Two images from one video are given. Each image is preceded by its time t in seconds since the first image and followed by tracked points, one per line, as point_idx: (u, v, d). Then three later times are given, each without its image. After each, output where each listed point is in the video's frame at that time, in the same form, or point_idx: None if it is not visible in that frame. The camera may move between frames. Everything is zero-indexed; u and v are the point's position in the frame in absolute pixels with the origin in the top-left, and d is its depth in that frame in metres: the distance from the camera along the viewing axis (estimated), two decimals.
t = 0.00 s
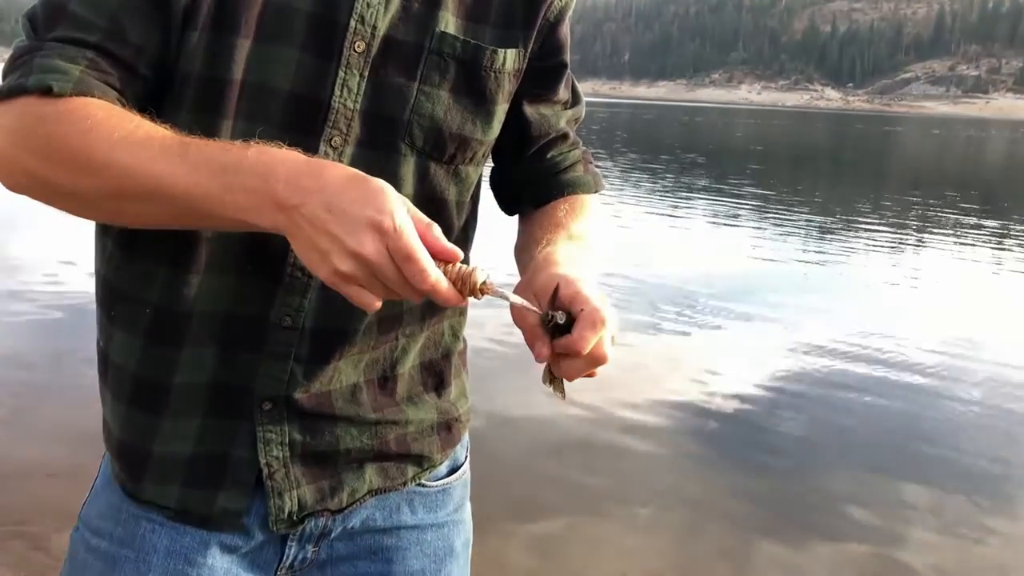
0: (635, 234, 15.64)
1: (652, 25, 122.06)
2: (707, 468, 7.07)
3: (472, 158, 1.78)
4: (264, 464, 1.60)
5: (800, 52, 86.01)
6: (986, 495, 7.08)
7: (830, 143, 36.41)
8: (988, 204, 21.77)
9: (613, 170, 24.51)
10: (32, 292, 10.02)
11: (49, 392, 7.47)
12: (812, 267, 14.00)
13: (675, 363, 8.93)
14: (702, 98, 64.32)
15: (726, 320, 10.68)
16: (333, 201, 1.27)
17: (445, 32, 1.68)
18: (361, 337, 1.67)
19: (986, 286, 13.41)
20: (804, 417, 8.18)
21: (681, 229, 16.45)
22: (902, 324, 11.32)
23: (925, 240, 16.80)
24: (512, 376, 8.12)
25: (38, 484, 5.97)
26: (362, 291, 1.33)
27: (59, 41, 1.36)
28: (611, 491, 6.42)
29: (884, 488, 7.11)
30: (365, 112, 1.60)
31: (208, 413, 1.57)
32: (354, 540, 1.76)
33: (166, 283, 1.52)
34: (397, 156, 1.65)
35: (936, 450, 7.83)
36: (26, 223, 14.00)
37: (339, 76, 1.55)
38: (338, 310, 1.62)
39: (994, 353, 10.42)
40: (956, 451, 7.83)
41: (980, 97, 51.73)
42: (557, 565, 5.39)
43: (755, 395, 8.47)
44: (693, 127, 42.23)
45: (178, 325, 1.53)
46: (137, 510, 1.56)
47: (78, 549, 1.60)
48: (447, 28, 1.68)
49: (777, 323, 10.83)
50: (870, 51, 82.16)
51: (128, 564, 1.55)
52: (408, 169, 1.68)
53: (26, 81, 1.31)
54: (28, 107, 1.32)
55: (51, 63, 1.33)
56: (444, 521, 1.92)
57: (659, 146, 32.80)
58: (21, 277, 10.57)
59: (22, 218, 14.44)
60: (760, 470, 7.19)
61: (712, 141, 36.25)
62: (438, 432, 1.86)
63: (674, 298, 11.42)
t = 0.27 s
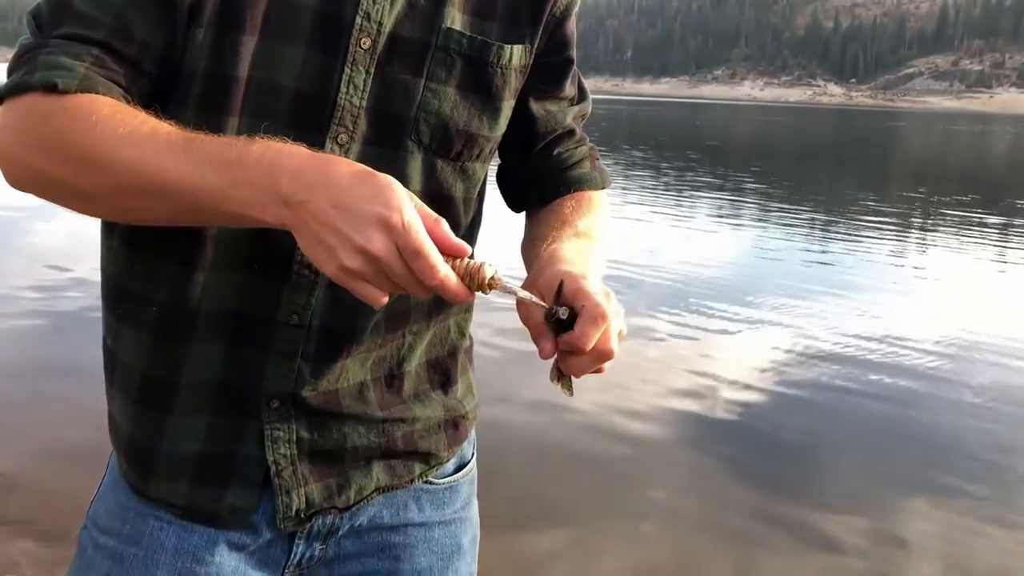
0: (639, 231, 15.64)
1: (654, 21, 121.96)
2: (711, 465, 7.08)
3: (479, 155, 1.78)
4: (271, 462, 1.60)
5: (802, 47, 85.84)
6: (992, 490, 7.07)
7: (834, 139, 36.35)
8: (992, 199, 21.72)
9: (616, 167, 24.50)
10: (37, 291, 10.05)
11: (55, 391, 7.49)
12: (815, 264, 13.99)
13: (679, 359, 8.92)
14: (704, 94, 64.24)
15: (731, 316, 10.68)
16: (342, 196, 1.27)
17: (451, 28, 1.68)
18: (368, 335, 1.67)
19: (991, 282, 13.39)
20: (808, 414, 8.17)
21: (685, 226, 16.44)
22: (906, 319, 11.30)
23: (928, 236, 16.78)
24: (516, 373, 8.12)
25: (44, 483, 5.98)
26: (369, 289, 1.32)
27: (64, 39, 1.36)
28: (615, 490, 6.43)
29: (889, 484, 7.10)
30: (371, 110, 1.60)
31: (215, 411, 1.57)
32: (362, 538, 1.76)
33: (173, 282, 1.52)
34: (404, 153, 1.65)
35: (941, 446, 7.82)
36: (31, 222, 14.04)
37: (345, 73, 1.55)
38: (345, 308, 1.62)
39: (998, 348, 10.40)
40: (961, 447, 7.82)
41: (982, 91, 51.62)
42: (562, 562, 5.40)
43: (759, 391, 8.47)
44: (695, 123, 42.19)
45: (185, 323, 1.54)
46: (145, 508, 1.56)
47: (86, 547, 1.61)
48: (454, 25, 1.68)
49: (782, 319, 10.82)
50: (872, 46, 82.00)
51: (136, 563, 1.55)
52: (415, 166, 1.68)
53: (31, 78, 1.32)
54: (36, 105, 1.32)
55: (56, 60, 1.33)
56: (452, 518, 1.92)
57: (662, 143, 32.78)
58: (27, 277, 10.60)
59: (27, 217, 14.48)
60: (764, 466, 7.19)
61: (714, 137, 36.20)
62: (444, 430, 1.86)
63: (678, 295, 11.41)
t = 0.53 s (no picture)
0: (641, 229, 15.64)
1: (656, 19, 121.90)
2: (714, 465, 7.08)
3: (485, 153, 1.77)
4: (277, 460, 1.59)
5: (804, 45, 85.74)
6: (995, 489, 7.07)
7: (836, 137, 36.33)
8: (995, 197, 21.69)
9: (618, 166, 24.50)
10: (41, 292, 10.06)
11: (59, 393, 7.51)
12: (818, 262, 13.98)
13: (681, 358, 8.92)
14: (706, 91, 64.18)
15: (734, 315, 10.67)
16: (354, 192, 1.27)
17: (457, 25, 1.67)
18: (375, 334, 1.67)
19: (994, 280, 13.37)
20: (811, 414, 8.17)
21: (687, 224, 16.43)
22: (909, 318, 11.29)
23: (931, 234, 16.76)
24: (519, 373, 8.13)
25: (48, 483, 6.00)
26: (379, 287, 1.33)
27: (70, 36, 1.36)
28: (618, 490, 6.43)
29: (893, 483, 7.10)
30: (377, 108, 1.60)
31: (221, 410, 1.57)
32: (368, 537, 1.76)
33: (178, 281, 1.51)
34: (410, 151, 1.65)
35: (944, 445, 7.82)
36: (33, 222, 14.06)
37: (350, 70, 1.54)
38: (350, 307, 1.62)
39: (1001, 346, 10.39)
40: (965, 446, 7.82)
41: (985, 89, 51.54)
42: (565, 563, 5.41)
43: (762, 390, 8.47)
44: (696, 122, 42.17)
45: (191, 322, 1.53)
46: (150, 508, 1.56)
47: (92, 547, 1.61)
48: (459, 22, 1.68)
49: (784, 318, 10.82)
50: (874, 43, 81.86)
51: (142, 562, 1.55)
52: (421, 164, 1.67)
53: (38, 75, 1.31)
54: (45, 102, 1.32)
55: (62, 57, 1.32)
56: (458, 517, 1.92)
57: (664, 141, 32.78)
58: (30, 277, 10.62)
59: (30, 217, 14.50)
60: (768, 465, 7.19)
61: (716, 135, 36.17)
62: (450, 429, 1.86)
63: (680, 293, 11.41)
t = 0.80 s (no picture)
0: (643, 227, 15.64)
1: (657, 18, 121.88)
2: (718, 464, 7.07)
3: (490, 150, 1.78)
4: (281, 457, 1.60)
5: (806, 43, 85.65)
6: (998, 487, 7.06)
7: (838, 135, 36.28)
8: (997, 195, 21.65)
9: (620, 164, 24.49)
10: (44, 291, 10.09)
11: (62, 391, 7.52)
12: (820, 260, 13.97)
13: (684, 357, 8.91)
14: (708, 89, 64.13)
15: (735, 312, 10.67)
16: (375, 185, 1.27)
17: (463, 22, 1.67)
18: (380, 331, 1.67)
19: (996, 278, 13.35)
20: (814, 412, 8.16)
21: (689, 223, 16.42)
22: (911, 316, 11.28)
23: (933, 232, 16.74)
24: (522, 371, 8.14)
25: (52, 482, 5.99)
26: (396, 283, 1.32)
27: (86, 27, 1.35)
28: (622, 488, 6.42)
29: (896, 481, 7.09)
30: (382, 104, 1.60)
31: (228, 406, 1.57)
32: (372, 536, 1.76)
33: (186, 276, 1.50)
34: (415, 148, 1.65)
35: (947, 443, 7.82)
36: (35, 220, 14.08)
37: (356, 66, 1.54)
38: (356, 305, 1.62)
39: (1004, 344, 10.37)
40: (968, 444, 7.81)
41: (987, 87, 51.46)
42: (567, 559, 5.41)
43: (765, 388, 8.46)
44: (697, 120, 42.14)
45: (198, 318, 1.52)
46: (155, 507, 1.56)
47: (97, 546, 1.60)
48: (465, 19, 1.68)
49: (787, 316, 10.81)
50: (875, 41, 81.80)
51: (147, 561, 1.55)
52: (426, 160, 1.67)
53: (54, 67, 1.31)
54: (60, 92, 1.32)
55: (78, 48, 1.32)
56: (462, 515, 1.91)
57: (666, 139, 32.77)
58: (32, 276, 10.64)
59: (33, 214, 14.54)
60: (771, 463, 7.19)
61: (718, 134, 36.13)
62: (454, 428, 1.86)
63: (682, 292, 11.41)
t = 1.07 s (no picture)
0: (646, 226, 15.63)
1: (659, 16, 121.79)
2: (721, 462, 7.07)
3: (493, 148, 1.77)
4: (285, 455, 1.59)
5: (808, 41, 85.60)
6: (1002, 484, 7.05)
7: (840, 132, 36.23)
8: (1000, 192, 21.61)
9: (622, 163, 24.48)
10: (47, 290, 10.10)
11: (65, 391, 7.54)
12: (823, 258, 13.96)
13: (687, 355, 8.91)
14: (710, 88, 64.08)
15: (738, 311, 10.67)
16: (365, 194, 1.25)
17: (466, 20, 1.67)
18: (384, 329, 1.66)
19: (999, 275, 13.33)
20: (818, 410, 8.15)
21: (692, 221, 16.41)
22: (914, 315, 11.27)
23: (936, 230, 16.72)
24: (525, 370, 8.14)
25: (55, 482, 6.01)
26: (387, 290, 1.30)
27: (88, 24, 1.35)
28: (625, 488, 6.42)
29: (899, 480, 7.09)
30: (384, 101, 1.59)
31: (232, 404, 1.57)
32: (376, 534, 1.75)
33: (188, 273, 1.50)
34: (418, 145, 1.64)
35: (950, 441, 7.81)
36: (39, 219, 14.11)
37: (359, 63, 1.54)
38: (360, 303, 1.62)
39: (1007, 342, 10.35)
40: (971, 442, 7.80)
41: (990, 84, 51.40)
42: (570, 559, 5.41)
43: (768, 386, 8.45)
44: (699, 119, 42.13)
45: (201, 316, 1.52)
46: (159, 505, 1.55)
47: (100, 546, 1.60)
48: (469, 17, 1.68)
49: (790, 315, 10.80)
50: (878, 38, 81.68)
51: (151, 560, 1.55)
52: (428, 158, 1.67)
53: (55, 63, 1.31)
54: (60, 87, 1.32)
55: (81, 45, 1.32)
56: (466, 513, 1.91)
57: (668, 137, 32.75)
58: (36, 275, 10.66)
59: (36, 214, 14.56)
60: (774, 462, 7.19)
61: (720, 132, 36.11)
62: (457, 426, 1.85)
63: (685, 290, 11.40)
